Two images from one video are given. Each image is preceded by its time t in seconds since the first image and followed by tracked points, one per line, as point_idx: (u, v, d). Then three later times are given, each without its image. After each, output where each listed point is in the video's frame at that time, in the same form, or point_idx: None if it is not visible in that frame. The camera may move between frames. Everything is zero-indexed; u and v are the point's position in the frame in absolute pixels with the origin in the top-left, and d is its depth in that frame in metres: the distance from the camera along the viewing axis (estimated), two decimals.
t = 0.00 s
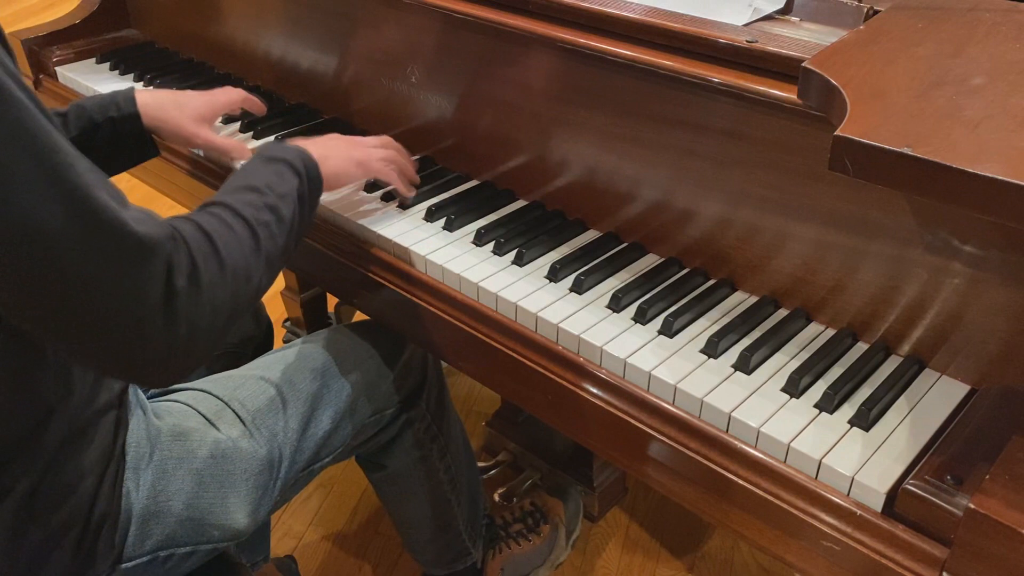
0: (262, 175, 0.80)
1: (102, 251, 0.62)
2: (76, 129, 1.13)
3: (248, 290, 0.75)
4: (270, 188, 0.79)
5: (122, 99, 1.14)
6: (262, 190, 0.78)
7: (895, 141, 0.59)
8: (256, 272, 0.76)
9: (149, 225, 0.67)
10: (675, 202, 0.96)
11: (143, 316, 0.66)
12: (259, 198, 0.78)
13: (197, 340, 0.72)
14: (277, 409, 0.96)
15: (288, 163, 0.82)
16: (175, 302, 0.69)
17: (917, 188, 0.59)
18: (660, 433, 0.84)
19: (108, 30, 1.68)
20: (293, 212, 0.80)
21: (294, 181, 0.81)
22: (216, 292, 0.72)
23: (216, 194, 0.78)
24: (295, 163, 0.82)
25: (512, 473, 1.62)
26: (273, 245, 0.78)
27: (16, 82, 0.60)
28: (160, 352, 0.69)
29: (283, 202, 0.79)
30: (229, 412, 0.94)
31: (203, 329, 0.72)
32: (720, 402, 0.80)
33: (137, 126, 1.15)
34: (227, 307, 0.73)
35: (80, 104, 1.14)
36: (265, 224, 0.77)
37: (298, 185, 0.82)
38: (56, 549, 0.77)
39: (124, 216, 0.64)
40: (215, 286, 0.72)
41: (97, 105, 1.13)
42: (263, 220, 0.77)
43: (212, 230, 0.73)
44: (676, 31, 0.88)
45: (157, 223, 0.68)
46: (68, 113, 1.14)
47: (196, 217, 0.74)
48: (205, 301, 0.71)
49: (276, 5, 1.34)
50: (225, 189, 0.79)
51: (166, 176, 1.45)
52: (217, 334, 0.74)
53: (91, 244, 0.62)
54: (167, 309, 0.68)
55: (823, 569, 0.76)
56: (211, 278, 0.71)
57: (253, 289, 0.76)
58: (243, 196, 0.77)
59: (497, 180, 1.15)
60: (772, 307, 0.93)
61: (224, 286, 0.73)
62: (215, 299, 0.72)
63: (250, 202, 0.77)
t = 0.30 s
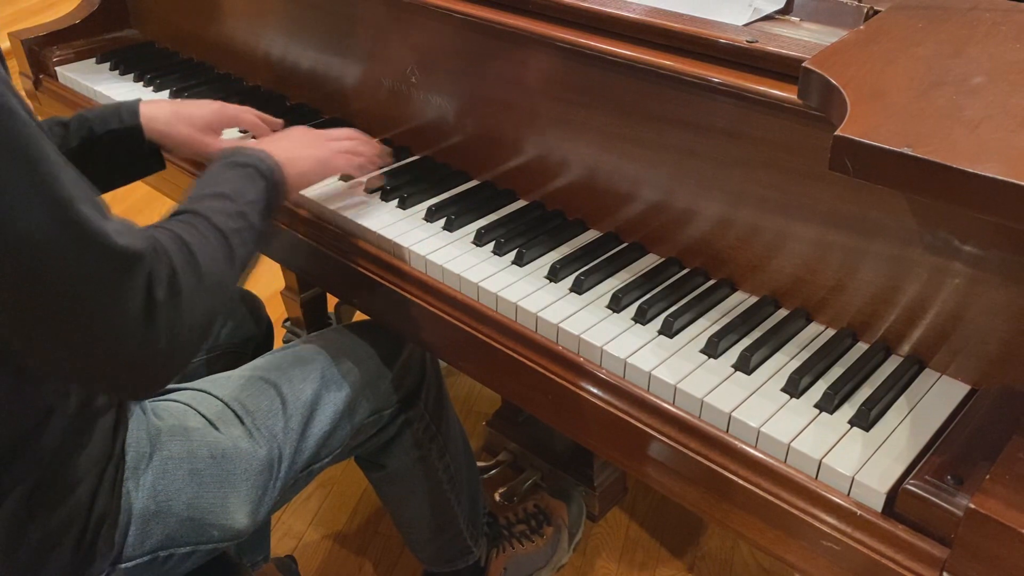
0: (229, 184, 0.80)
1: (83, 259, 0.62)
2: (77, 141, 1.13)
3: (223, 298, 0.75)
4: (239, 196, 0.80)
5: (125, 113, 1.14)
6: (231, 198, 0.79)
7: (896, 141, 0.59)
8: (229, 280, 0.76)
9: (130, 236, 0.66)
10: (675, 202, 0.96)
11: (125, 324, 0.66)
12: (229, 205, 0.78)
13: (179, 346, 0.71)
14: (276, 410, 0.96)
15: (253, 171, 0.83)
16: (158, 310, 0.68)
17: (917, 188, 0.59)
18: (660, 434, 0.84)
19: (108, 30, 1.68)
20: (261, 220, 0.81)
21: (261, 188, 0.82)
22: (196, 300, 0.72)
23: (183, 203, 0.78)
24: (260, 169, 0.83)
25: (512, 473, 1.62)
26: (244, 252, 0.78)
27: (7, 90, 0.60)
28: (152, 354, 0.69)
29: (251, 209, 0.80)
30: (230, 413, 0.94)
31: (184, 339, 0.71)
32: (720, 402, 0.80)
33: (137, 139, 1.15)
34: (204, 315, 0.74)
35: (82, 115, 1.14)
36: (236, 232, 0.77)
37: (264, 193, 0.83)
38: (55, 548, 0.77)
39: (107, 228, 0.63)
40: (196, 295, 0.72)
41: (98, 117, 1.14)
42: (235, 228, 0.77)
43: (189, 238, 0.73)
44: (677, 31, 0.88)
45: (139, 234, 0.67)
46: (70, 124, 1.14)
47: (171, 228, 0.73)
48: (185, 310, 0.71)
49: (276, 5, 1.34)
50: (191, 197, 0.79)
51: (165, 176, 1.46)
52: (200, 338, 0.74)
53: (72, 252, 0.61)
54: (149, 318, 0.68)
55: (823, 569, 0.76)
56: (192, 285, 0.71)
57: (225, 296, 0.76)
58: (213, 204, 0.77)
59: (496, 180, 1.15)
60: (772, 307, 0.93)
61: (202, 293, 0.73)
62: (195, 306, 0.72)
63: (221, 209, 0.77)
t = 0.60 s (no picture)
0: (215, 190, 0.82)
1: (76, 269, 0.62)
2: (82, 129, 1.13)
3: (210, 303, 0.77)
4: (224, 203, 0.81)
5: (129, 103, 1.15)
6: (217, 204, 0.80)
7: (895, 141, 0.59)
8: (216, 287, 0.78)
9: (121, 241, 0.67)
10: (675, 202, 0.96)
11: (118, 332, 0.66)
12: (215, 212, 0.80)
13: (172, 349, 0.73)
14: (277, 409, 0.96)
15: (238, 178, 0.85)
16: (149, 316, 0.69)
17: (916, 188, 0.59)
18: (660, 434, 0.84)
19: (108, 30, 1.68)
20: (246, 226, 0.83)
21: (246, 195, 0.84)
22: (185, 305, 0.73)
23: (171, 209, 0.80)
24: (245, 177, 0.85)
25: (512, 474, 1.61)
26: (231, 258, 0.80)
27: None
28: (144, 356, 0.69)
29: (237, 215, 0.82)
30: (229, 412, 0.94)
31: (175, 344, 0.73)
32: (720, 402, 0.80)
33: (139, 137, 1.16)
34: (192, 321, 0.75)
35: (88, 107, 1.14)
36: (222, 238, 0.79)
37: (249, 199, 0.84)
38: (53, 548, 0.77)
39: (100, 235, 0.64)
40: (185, 300, 0.73)
41: (104, 110, 1.14)
42: (221, 235, 0.79)
43: (178, 245, 0.74)
44: (676, 31, 0.88)
45: (131, 239, 0.69)
46: (75, 113, 1.14)
47: (160, 233, 0.75)
48: (175, 315, 0.72)
49: (275, 5, 1.34)
50: (177, 205, 0.80)
51: (165, 175, 1.46)
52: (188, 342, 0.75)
53: (65, 261, 0.61)
54: (141, 324, 0.69)
55: (823, 569, 0.76)
56: (181, 292, 0.73)
57: (212, 301, 0.78)
58: (199, 211, 0.79)
59: (496, 180, 1.15)
60: (772, 307, 0.93)
61: (191, 300, 0.74)
62: (183, 313, 0.73)
63: (207, 216, 0.79)
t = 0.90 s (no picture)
0: (225, 171, 0.82)
1: (92, 253, 0.62)
2: (103, 123, 1.12)
3: (224, 283, 0.76)
4: (235, 183, 0.82)
5: (149, 98, 1.15)
6: (227, 184, 0.81)
7: (895, 141, 0.59)
8: (231, 265, 0.78)
9: (138, 224, 0.67)
10: (675, 202, 0.96)
11: (133, 313, 0.66)
12: (226, 192, 0.80)
13: (187, 330, 0.72)
14: (276, 407, 0.96)
15: (246, 158, 0.85)
16: (166, 295, 0.69)
17: (915, 188, 0.59)
18: (660, 434, 0.84)
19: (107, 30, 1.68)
20: (256, 206, 0.83)
21: (254, 175, 0.84)
22: (200, 287, 0.73)
23: (181, 190, 0.80)
24: (253, 157, 0.86)
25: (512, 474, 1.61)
26: (243, 239, 0.80)
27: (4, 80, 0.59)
28: (160, 337, 0.69)
29: (247, 196, 0.82)
30: (229, 409, 0.94)
31: (191, 323, 0.72)
32: (721, 402, 0.80)
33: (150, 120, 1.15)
34: (209, 299, 0.75)
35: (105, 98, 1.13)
36: (235, 217, 0.79)
37: (258, 180, 0.85)
38: (53, 542, 0.77)
39: (115, 217, 0.64)
40: (201, 280, 0.73)
41: (122, 101, 1.13)
42: (233, 214, 0.79)
43: (192, 223, 0.74)
44: (676, 31, 0.88)
45: (145, 221, 0.69)
46: (94, 106, 1.12)
47: (172, 214, 0.75)
48: (192, 295, 0.72)
49: (275, 5, 1.34)
50: (188, 185, 0.80)
51: (164, 175, 1.46)
52: (203, 323, 0.75)
53: (81, 245, 0.61)
54: (158, 302, 0.68)
55: (823, 569, 0.76)
56: (198, 269, 0.73)
57: (226, 282, 0.77)
58: (211, 190, 0.79)
59: (497, 180, 1.15)
60: (772, 308, 0.93)
61: (208, 277, 0.74)
62: (200, 292, 0.73)
63: (220, 195, 0.79)
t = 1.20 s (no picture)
0: (244, 157, 0.86)
1: (102, 233, 0.64)
2: (105, 113, 1.14)
3: (233, 262, 0.79)
4: (252, 168, 0.85)
5: (150, 88, 1.16)
6: (245, 169, 0.84)
7: (895, 141, 0.59)
8: (241, 245, 0.80)
9: (148, 202, 0.70)
10: (675, 202, 0.96)
11: (142, 289, 0.69)
12: (243, 175, 0.83)
13: (193, 308, 0.75)
14: (276, 403, 0.96)
15: (267, 144, 0.89)
16: (173, 271, 0.72)
17: (915, 188, 0.59)
18: (660, 434, 0.84)
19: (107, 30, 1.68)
20: (273, 191, 0.86)
21: (274, 161, 0.88)
22: (208, 263, 0.76)
23: (200, 172, 0.83)
24: (275, 144, 0.89)
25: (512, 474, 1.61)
26: (254, 221, 0.82)
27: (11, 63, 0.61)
28: (166, 312, 0.72)
29: (261, 180, 0.85)
30: (230, 405, 0.94)
31: (197, 296, 0.75)
32: (720, 402, 0.80)
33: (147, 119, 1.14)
34: (215, 277, 0.77)
35: (107, 89, 1.16)
36: (248, 200, 0.82)
37: (277, 166, 0.88)
38: (53, 536, 0.77)
39: (125, 194, 0.66)
40: (208, 257, 0.76)
41: (125, 92, 1.15)
42: (246, 197, 0.82)
43: (205, 203, 0.78)
44: (676, 31, 0.88)
45: (156, 199, 0.72)
46: (97, 97, 1.15)
47: (187, 192, 0.78)
48: (198, 272, 0.75)
49: (275, 5, 1.34)
50: (207, 168, 0.84)
51: (164, 174, 1.45)
52: (209, 299, 0.78)
53: (93, 223, 0.64)
54: (166, 279, 0.71)
55: (823, 569, 0.76)
56: (206, 247, 0.75)
57: (236, 262, 0.80)
58: (228, 173, 0.82)
59: (497, 180, 1.15)
60: (772, 308, 0.93)
61: (215, 254, 0.77)
62: (206, 270, 0.76)
63: (235, 177, 0.82)
